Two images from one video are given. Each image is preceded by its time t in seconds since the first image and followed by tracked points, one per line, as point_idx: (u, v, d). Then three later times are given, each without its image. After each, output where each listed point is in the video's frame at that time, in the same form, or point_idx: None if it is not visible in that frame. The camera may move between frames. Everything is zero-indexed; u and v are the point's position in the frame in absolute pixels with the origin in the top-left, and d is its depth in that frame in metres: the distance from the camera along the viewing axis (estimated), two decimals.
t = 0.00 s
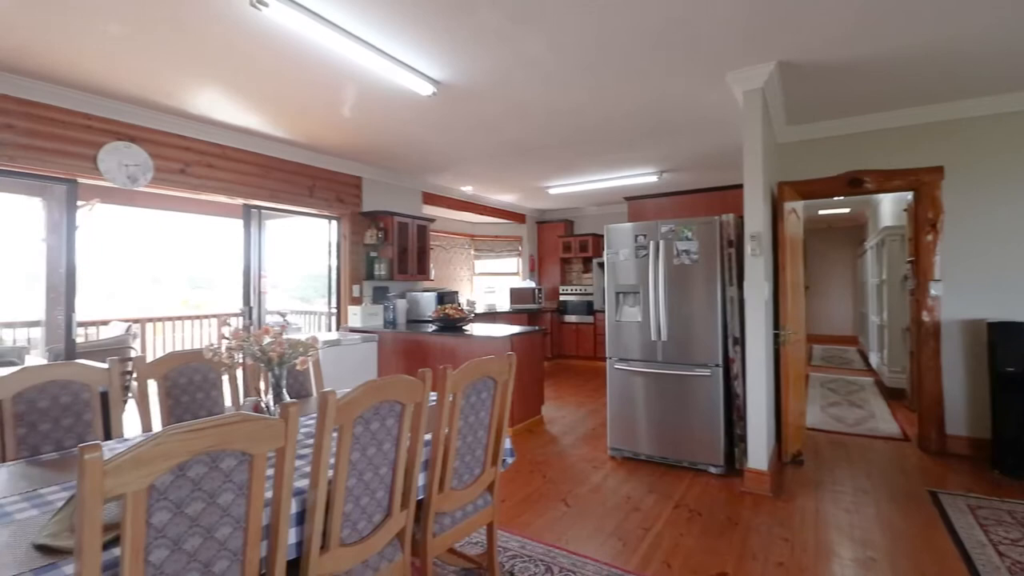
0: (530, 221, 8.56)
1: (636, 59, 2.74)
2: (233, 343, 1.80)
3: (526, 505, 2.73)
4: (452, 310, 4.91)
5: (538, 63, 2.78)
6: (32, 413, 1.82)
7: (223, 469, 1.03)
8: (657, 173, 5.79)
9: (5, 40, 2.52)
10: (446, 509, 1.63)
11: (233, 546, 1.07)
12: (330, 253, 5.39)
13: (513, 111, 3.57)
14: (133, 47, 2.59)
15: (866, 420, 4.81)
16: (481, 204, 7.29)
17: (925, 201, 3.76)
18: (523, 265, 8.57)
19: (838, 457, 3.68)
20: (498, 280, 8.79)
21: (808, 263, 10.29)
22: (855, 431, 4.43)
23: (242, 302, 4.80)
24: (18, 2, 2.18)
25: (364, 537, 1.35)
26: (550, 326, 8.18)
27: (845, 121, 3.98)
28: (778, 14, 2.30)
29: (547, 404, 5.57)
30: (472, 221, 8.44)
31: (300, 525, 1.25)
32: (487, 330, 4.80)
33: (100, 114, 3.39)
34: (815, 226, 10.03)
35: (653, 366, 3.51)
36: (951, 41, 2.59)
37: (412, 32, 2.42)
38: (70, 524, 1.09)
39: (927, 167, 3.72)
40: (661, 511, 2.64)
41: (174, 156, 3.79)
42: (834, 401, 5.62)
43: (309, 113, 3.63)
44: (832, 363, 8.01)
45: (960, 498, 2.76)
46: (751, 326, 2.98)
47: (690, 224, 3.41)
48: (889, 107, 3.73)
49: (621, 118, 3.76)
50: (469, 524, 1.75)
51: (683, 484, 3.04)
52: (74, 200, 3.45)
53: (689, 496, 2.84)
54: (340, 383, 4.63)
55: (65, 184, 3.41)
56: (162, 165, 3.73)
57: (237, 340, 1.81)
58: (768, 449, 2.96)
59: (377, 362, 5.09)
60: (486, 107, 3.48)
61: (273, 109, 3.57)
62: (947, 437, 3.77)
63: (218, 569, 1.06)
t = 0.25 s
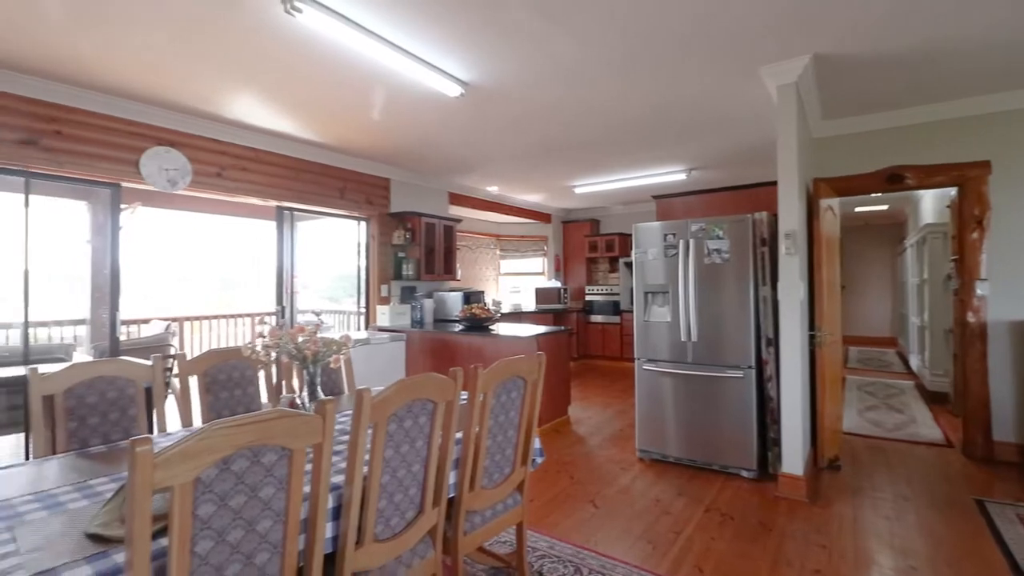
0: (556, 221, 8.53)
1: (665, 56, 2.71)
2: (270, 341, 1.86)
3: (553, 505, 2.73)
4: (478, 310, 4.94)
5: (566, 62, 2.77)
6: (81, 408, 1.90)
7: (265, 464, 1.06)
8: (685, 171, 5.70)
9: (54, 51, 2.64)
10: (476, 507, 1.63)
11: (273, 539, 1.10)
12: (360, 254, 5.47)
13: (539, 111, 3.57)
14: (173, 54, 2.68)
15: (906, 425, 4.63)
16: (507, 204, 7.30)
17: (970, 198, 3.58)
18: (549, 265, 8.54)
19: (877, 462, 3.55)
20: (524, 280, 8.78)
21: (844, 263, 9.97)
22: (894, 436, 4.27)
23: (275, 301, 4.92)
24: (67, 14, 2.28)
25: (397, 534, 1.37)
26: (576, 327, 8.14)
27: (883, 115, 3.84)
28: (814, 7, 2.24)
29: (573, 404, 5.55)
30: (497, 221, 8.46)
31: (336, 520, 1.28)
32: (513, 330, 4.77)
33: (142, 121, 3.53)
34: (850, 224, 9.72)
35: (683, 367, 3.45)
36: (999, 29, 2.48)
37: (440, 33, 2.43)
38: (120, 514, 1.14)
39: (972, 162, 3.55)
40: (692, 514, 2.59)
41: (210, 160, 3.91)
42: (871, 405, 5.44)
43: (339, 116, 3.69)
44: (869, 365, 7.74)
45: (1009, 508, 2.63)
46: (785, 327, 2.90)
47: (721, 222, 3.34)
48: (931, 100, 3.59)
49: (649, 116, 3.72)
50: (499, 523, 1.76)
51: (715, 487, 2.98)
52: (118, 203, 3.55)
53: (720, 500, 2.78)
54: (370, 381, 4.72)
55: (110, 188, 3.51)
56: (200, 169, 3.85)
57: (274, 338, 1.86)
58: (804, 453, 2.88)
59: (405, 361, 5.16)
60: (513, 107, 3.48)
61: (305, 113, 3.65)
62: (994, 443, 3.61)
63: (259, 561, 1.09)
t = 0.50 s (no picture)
0: (581, 221, 8.48)
1: (694, 52, 2.67)
2: (303, 340, 1.91)
3: (581, 506, 2.71)
4: (504, 310, 4.94)
5: (593, 60, 2.75)
6: (126, 402, 1.97)
7: (303, 459, 1.08)
8: (714, 169, 5.60)
9: (99, 59, 2.75)
10: (505, 506, 1.64)
11: (310, 532, 1.12)
12: (387, 254, 5.55)
13: (566, 110, 3.56)
14: (209, 61, 2.76)
15: (948, 431, 4.45)
16: (532, 204, 7.29)
17: (1019, 194, 3.37)
18: (574, 264, 8.50)
19: (918, 469, 3.42)
20: (549, 280, 8.76)
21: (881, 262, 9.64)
22: (936, 441, 4.10)
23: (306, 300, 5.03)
24: (114, 25, 2.38)
25: (429, 530, 1.38)
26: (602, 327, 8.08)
27: (923, 108, 3.69)
28: None
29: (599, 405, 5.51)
30: (522, 221, 8.46)
31: (370, 515, 1.30)
32: (538, 330, 4.72)
33: (180, 126, 3.64)
34: (888, 222, 9.39)
35: (713, 368, 3.39)
36: None
37: (467, 35, 2.45)
38: (164, 505, 1.18)
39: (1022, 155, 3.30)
40: (723, 518, 2.54)
41: (244, 163, 4.02)
42: (911, 409, 5.23)
43: (367, 118, 3.75)
44: (908, 368, 7.46)
45: None
46: (821, 327, 2.82)
47: (753, 220, 3.27)
48: (975, 91, 3.43)
49: (677, 113, 3.67)
50: (528, 522, 1.76)
51: (746, 491, 2.92)
52: (158, 205, 3.70)
53: (753, 505, 2.72)
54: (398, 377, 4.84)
55: (150, 192, 3.65)
56: (235, 172, 3.96)
57: (308, 338, 1.91)
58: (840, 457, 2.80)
59: (431, 360, 5.21)
60: (539, 107, 3.48)
61: (335, 116, 3.72)
62: None
63: (297, 554, 1.11)
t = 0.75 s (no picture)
0: (606, 220, 8.42)
1: (724, 47, 2.62)
2: (335, 339, 1.95)
3: (608, 507, 2.70)
4: (529, 309, 4.93)
5: (620, 59, 2.72)
6: (167, 397, 2.04)
7: (339, 455, 1.10)
8: (744, 166, 5.48)
9: (140, 67, 2.86)
10: (534, 506, 1.64)
11: (346, 527, 1.14)
12: (414, 254, 5.60)
13: (592, 109, 3.54)
14: (243, 67, 2.84)
15: (993, 437, 4.26)
16: (557, 203, 7.27)
17: None
18: (600, 264, 8.44)
19: (961, 476, 3.28)
20: (574, 280, 8.72)
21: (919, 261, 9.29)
22: (980, 448, 3.93)
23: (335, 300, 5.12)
24: (156, 34, 2.47)
25: (459, 528, 1.39)
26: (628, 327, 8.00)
27: (967, 101, 3.54)
28: None
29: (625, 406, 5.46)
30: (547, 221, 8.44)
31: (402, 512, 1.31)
32: (565, 330, 4.69)
33: (216, 130, 3.75)
34: (927, 220, 9.05)
35: (743, 370, 3.32)
36: None
37: (494, 36, 2.45)
38: (205, 498, 1.22)
39: None
40: (755, 523, 2.49)
41: (276, 166, 4.12)
42: (953, 414, 5.03)
43: (394, 120, 3.80)
44: (950, 371, 7.17)
45: None
46: (858, 328, 2.74)
47: (785, 219, 3.19)
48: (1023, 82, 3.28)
49: (706, 110, 3.60)
50: (557, 523, 1.75)
51: (779, 496, 2.86)
52: (195, 207, 3.84)
53: (786, 510, 2.66)
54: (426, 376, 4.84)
55: (188, 195, 3.80)
56: (267, 174, 4.06)
57: (340, 337, 1.94)
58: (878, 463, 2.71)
59: (457, 359, 5.24)
60: (565, 106, 3.47)
61: (364, 119, 3.78)
62: None
63: (333, 548, 1.13)
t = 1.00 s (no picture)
0: (631, 219, 8.34)
1: (755, 42, 2.56)
2: (365, 337, 1.98)
3: (635, 510, 2.67)
4: (554, 309, 4.90)
5: (648, 56, 2.69)
6: (206, 393, 2.10)
7: (373, 451, 1.12)
8: (775, 163, 5.36)
9: (177, 74, 2.95)
10: (563, 506, 1.63)
11: (380, 522, 1.16)
12: (439, 254, 5.64)
13: (618, 107, 3.51)
14: (274, 72, 2.91)
15: None
16: (582, 203, 7.23)
17: None
18: (625, 263, 8.36)
19: (1007, 485, 3.14)
20: (599, 279, 8.66)
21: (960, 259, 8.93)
22: None
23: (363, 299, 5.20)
24: (193, 41, 2.55)
25: (489, 526, 1.40)
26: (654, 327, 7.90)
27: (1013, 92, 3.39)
28: None
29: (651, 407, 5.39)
30: (572, 220, 8.41)
31: (433, 509, 1.33)
32: (591, 330, 4.64)
33: (249, 134, 3.85)
34: (968, 217, 8.69)
35: (775, 372, 3.24)
36: None
37: (520, 35, 2.46)
38: (243, 492, 1.25)
39: None
40: (788, 529, 2.43)
41: (306, 168, 4.20)
42: (997, 419, 4.82)
43: (420, 121, 3.84)
44: (994, 375, 6.87)
45: None
46: (897, 330, 2.65)
47: (820, 217, 3.10)
48: None
49: (735, 106, 3.53)
50: (586, 523, 1.75)
51: (813, 502, 2.78)
52: (229, 209, 3.93)
53: (820, 516, 2.59)
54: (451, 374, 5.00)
55: (222, 197, 3.88)
56: (298, 176, 4.15)
57: (371, 335, 1.98)
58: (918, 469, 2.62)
59: (482, 358, 5.27)
60: (591, 105, 3.45)
61: (391, 120, 3.82)
62: None
63: (368, 543, 1.15)
